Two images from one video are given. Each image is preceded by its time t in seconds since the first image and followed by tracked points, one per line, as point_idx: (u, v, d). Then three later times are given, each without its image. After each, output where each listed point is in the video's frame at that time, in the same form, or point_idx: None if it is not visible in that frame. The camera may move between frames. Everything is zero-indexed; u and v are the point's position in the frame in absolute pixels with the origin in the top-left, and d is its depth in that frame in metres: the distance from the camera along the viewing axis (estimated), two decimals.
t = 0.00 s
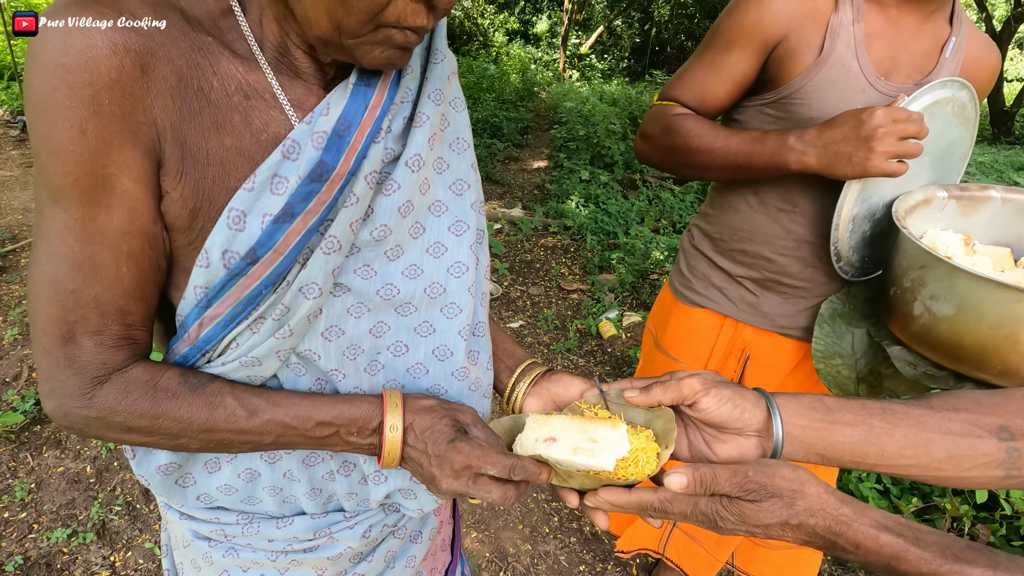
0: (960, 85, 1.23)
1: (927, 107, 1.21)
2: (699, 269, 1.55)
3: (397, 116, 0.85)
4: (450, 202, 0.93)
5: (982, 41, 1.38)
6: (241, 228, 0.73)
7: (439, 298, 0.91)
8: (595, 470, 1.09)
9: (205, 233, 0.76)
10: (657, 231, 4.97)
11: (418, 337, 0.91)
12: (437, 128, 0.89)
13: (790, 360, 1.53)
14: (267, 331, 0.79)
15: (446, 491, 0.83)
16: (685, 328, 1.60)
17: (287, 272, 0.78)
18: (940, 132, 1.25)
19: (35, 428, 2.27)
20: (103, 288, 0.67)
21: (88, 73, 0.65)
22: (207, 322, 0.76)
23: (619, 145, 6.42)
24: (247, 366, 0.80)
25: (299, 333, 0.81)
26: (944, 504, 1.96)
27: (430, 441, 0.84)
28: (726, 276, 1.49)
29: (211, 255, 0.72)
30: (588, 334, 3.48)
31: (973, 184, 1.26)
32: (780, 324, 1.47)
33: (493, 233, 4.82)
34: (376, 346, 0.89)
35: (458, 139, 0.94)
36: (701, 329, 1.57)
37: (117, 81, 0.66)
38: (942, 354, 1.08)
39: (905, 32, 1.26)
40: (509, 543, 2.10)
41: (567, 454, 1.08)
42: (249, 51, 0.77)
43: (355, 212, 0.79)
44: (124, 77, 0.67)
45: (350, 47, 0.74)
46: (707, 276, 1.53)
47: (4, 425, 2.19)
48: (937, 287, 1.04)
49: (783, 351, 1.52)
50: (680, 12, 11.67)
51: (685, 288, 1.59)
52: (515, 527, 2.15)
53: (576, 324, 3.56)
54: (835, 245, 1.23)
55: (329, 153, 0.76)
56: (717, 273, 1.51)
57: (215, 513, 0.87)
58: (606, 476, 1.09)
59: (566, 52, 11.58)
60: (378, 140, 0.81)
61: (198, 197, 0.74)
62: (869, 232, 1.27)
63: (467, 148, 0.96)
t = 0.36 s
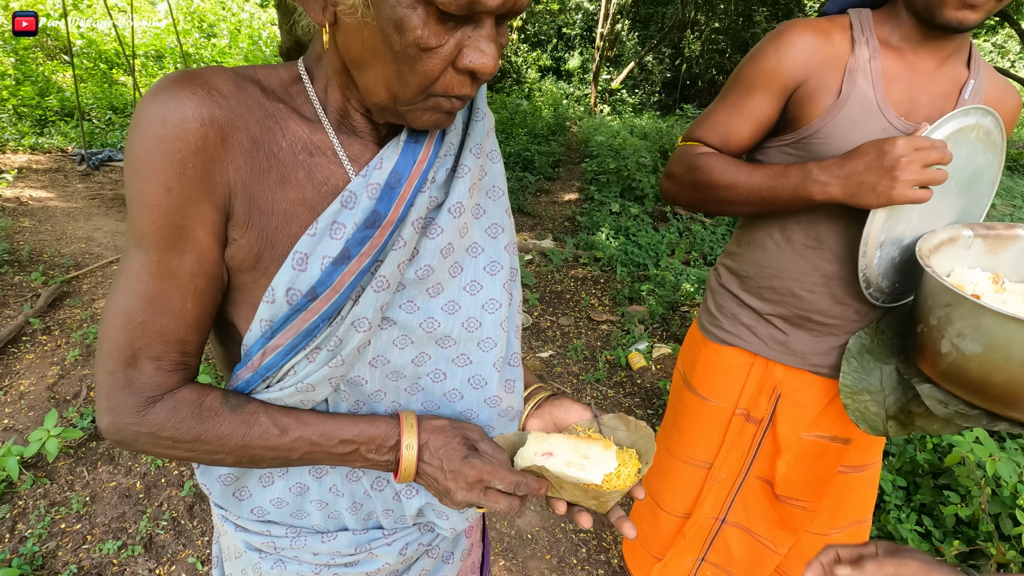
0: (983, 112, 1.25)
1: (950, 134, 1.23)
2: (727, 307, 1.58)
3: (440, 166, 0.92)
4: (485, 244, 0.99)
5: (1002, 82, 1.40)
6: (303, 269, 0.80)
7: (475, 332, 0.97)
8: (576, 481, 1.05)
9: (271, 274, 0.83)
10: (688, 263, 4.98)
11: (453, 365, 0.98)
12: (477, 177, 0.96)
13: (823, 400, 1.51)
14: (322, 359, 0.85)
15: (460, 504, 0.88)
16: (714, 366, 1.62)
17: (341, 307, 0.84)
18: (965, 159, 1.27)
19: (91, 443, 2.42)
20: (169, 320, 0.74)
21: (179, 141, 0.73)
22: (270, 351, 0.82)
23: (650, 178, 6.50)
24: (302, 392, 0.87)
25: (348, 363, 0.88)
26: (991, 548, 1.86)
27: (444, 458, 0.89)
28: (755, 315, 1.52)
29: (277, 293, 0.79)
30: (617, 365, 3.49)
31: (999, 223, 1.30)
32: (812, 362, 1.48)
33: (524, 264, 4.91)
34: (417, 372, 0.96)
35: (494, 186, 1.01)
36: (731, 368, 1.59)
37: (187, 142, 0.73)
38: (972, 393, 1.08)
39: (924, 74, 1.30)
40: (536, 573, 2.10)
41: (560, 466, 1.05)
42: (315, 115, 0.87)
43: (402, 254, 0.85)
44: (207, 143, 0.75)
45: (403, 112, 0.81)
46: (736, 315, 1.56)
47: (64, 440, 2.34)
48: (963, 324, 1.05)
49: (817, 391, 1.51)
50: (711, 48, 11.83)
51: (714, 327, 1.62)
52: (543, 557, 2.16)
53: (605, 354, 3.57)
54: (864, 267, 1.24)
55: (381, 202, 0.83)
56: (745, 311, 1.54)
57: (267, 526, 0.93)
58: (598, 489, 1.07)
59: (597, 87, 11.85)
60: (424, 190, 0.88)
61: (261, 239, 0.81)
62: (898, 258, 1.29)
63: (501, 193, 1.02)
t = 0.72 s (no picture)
0: (995, 121, 1.27)
1: (966, 150, 1.25)
2: (744, 346, 1.57)
3: (450, 212, 0.96)
4: (488, 283, 1.03)
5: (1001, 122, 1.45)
6: (324, 303, 0.84)
7: (475, 363, 1.01)
8: (533, 511, 1.06)
9: (292, 311, 0.88)
10: (711, 293, 4.99)
11: (454, 395, 1.01)
12: (484, 222, 1.01)
13: (846, 436, 1.49)
14: (339, 383, 0.88)
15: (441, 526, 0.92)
16: (737, 406, 1.59)
17: (357, 337, 0.88)
18: (979, 169, 1.32)
19: (132, 460, 2.55)
20: (198, 343, 0.80)
21: (219, 196, 0.79)
22: (294, 375, 0.87)
23: (673, 208, 6.57)
24: (321, 412, 0.90)
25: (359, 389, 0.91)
26: None
27: (432, 485, 0.92)
28: (773, 353, 1.51)
29: (301, 324, 0.84)
30: (637, 395, 3.50)
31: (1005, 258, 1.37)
32: (833, 400, 1.47)
33: (547, 293, 5.00)
34: (422, 399, 0.99)
35: (499, 229, 1.06)
36: (753, 407, 1.56)
37: (232, 197, 0.79)
38: (991, 432, 1.11)
39: (925, 117, 1.34)
40: None
41: (522, 494, 1.07)
42: (339, 166, 0.93)
43: (412, 290, 0.89)
44: (244, 199, 0.81)
45: (413, 167, 0.87)
46: (754, 353, 1.54)
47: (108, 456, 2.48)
48: (977, 367, 1.08)
49: (839, 429, 1.49)
50: (736, 80, 11.89)
51: (732, 365, 1.60)
52: None
53: (626, 383, 3.59)
54: (888, 292, 1.30)
55: (394, 245, 0.87)
56: (763, 350, 1.53)
57: (291, 531, 0.99)
58: (550, 520, 1.07)
59: (621, 119, 12.06)
60: (434, 233, 0.92)
61: (285, 276, 0.86)
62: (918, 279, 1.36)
63: (504, 235, 1.07)
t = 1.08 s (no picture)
0: None
1: None
2: (769, 371, 1.44)
3: (447, 213, 1.05)
4: (481, 279, 1.11)
5: None
6: (331, 291, 0.94)
7: (466, 352, 1.09)
8: (514, 492, 1.09)
9: (300, 301, 0.99)
10: (731, 312, 4.96)
11: (448, 382, 1.10)
12: (477, 223, 1.09)
13: (881, 457, 1.38)
14: (343, 364, 0.98)
15: (413, 504, 0.98)
16: (763, 433, 1.47)
17: (358, 323, 0.97)
18: None
19: (165, 460, 2.69)
20: (215, 323, 0.92)
21: (236, 200, 0.89)
22: (304, 355, 0.97)
23: (695, 228, 6.59)
24: (326, 391, 1.00)
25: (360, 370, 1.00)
26: None
27: (405, 465, 0.98)
28: (800, 378, 1.39)
29: (310, 310, 0.94)
30: (653, 410, 3.51)
31: None
32: (864, 424, 1.35)
33: (566, 310, 5.07)
34: (417, 383, 1.08)
35: (493, 230, 1.14)
36: (780, 433, 1.44)
37: (248, 199, 0.90)
38: None
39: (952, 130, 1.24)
40: None
41: (504, 473, 1.10)
42: (347, 173, 1.03)
43: (408, 282, 0.98)
44: (258, 202, 0.91)
45: (409, 173, 0.97)
46: (779, 378, 1.42)
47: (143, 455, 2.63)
48: None
49: (874, 451, 1.38)
50: (763, 102, 11.78)
51: (755, 390, 1.48)
52: None
53: (642, 399, 3.61)
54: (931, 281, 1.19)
55: (393, 241, 0.97)
56: (790, 374, 1.40)
57: (301, 503, 1.07)
58: (527, 497, 1.11)
59: (646, 142, 12.19)
60: (430, 231, 1.01)
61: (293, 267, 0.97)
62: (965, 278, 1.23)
63: (497, 236, 1.15)
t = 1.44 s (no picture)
0: None
1: None
2: (776, 375, 1.43)
3: (438, 201, 1.12)
4: (470, 265, 1.17)
5: None
6: (328, 272, 1.01)
7: (455, 332, 1.15)
8: (503, 466, 1.14)
9: (298, 284, 1.06)
10: (737, 317, 4.96)
11: (437, 361, 1.15)
12: (466, 212, 1.15)
13: (892, 469, 1.34)
14: (339, 340, 1.04)
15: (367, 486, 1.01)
16: (769, 437, 1.45)
17: (353, 303, 1.03)
18: None
19: (176, 453, 2.78)
20: (217, 295, 1.01)
21: (238, 187, 0.97)
22: (303, 332, 1.03)
23: (703, 235, 6.60)
24: (324, 365, 1.05)
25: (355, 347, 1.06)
26: None
27: (359, 448, 1.01)
28: (808, 383, 1.36)
29: (308, 289, 1.00)
30: (656, 413, 3.53)
31: None
32: (873, 433, 1.31)
33: (572, 314, 5.11)
34: (408, 361, 1.13)
35: (482, 219, 1.20)
36: (786, 438, 1.41)
37: (254, 188, 0.98)
38: None
39: (971, 132, 1.16)
40: None
41: (493, 447, 1.15)
42: (344, 165, 1.10)
43: (399, 265, 1.05)
44: (258, 191, 0.98)
45: (400, 162, 1.04)
46: (786, 382, 1.40)
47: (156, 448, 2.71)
48: None
49: (883, 462, 1.34)
50: (775, 110, 11.77)
51: (762, 394, 1.46)
52: None
53: (645, 402, 3.63)
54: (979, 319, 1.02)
55: (385, 226, 1.03)
56: (796, 378, 1.37)
57: (303, 473, 1.12)
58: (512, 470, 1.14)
59: (656, 150, 12.23)
60: (421, 218, 1.08)
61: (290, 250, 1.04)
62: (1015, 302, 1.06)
63: (487, 226, 1.21)
